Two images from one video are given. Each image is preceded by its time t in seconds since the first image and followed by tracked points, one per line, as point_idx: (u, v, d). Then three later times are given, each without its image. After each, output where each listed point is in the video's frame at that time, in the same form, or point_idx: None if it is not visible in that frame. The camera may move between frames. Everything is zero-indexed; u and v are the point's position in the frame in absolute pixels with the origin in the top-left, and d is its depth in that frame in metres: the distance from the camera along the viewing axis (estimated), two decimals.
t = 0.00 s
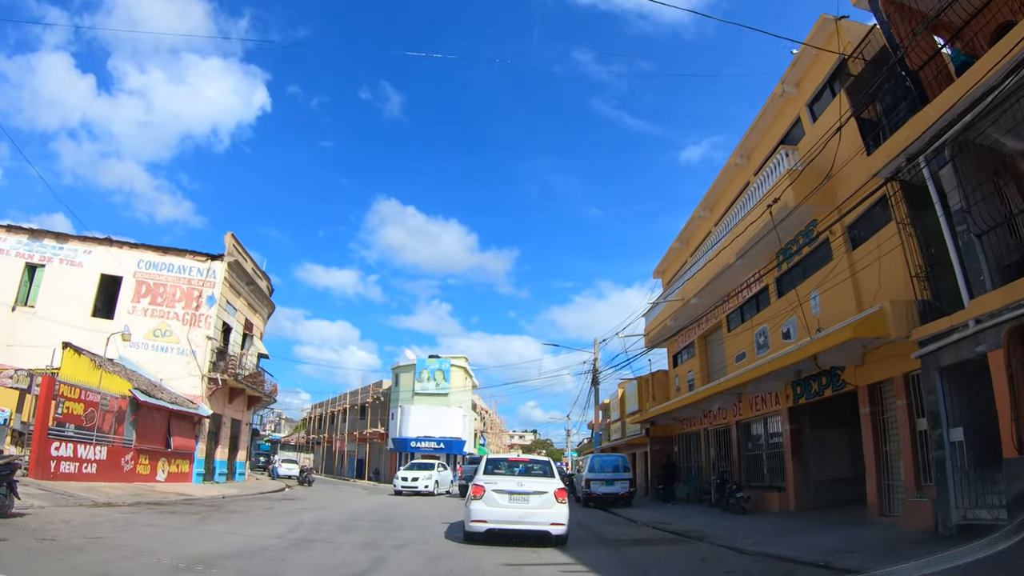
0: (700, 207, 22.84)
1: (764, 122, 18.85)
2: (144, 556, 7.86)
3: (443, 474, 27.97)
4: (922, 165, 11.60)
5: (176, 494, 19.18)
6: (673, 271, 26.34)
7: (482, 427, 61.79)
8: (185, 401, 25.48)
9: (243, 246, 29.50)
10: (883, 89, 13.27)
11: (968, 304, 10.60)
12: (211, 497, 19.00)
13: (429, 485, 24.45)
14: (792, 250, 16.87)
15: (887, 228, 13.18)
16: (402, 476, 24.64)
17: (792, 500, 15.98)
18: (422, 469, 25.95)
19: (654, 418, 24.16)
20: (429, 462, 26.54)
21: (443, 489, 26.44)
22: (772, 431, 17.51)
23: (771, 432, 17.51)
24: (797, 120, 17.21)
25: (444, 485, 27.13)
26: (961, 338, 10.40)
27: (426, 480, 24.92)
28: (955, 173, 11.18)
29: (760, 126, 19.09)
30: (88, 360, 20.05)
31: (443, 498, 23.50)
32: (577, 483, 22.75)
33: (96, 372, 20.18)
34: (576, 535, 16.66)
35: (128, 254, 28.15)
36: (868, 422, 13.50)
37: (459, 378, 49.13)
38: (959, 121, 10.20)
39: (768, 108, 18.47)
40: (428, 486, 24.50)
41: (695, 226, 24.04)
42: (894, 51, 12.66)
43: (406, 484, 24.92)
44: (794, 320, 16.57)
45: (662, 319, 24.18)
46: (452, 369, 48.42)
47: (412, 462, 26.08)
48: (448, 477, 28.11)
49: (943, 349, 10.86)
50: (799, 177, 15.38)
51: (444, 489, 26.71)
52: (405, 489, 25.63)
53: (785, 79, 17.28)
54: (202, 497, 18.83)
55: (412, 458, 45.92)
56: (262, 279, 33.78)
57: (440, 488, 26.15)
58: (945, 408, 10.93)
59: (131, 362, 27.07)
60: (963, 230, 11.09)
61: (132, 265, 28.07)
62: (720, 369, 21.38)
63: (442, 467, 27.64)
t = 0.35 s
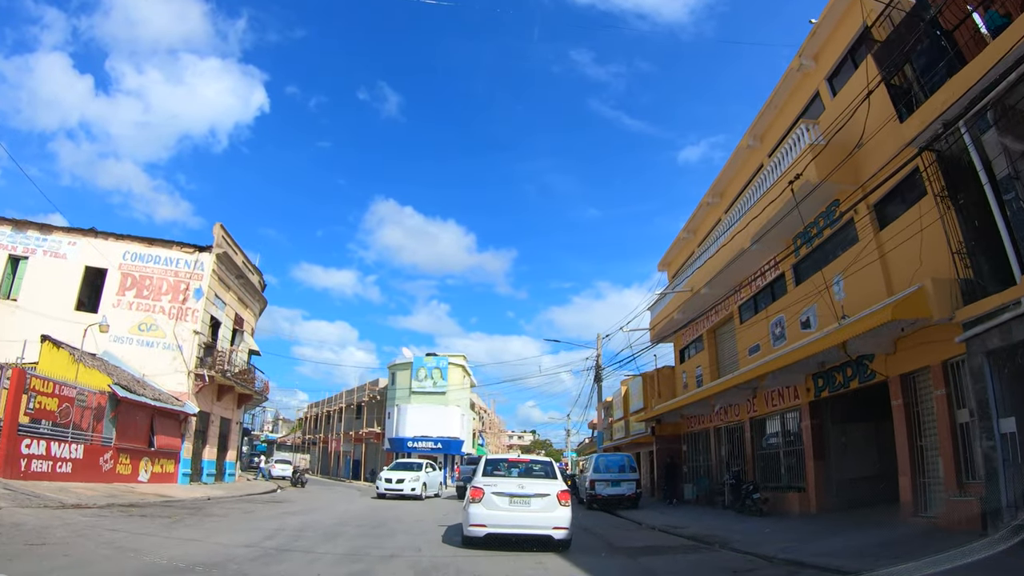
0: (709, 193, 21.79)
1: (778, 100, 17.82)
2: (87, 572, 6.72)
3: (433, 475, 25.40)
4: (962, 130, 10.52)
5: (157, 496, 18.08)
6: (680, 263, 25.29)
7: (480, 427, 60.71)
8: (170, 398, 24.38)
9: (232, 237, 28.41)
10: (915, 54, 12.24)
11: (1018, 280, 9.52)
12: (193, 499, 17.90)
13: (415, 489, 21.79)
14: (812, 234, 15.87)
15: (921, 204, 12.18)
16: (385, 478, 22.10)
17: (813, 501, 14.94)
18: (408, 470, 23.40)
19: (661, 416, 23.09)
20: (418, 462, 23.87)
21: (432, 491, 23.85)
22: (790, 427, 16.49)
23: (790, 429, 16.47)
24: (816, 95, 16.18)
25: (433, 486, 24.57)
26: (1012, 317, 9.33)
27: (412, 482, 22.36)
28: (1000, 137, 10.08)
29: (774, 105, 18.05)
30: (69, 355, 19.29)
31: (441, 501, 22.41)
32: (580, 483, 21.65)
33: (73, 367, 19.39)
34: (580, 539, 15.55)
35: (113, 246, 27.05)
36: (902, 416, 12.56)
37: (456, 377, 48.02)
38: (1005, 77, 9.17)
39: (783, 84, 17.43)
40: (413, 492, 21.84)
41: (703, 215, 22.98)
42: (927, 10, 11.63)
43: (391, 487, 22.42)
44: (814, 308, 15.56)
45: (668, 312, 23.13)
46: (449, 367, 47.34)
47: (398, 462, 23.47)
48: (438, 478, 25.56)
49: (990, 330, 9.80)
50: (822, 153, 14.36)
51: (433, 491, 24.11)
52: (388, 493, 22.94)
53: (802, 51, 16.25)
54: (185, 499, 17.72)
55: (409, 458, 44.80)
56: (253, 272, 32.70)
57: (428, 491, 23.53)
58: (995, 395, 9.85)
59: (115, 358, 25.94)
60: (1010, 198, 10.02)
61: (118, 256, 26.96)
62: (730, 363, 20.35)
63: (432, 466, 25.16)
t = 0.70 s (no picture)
0: (718, 180, 20.87)
1: (794, 78, 16.90)
2: None
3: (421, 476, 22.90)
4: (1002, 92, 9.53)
5: (138, 497, 17.08)
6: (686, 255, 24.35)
7: (479, 427, 59.75)
8: (157, 395, 23.41)
9: (222, 229, 27.45)
10: (948, 14, 11.33)
11: None
12: (175, 501, 16.90)
13: (400, 492, 19.23)
14: (833, 217, 14.98)
15: (957, 178, 11.29)
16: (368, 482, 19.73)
17: (836, 502, 14.03)
18: (393, 471, 20.98)
19: (667, 414, 22.15)
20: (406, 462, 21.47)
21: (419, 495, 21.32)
22: (810, 423, 15.56)
23: (808, 426, 15.58)
24: (835, 70, 15.27)
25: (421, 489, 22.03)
26: None
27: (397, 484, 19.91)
28: None
29: (789, 83, 17.14)
30: (50, 350, 18.22)
31: (438, 503, 21.43)
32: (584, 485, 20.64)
33: (59, 363, 18.55)
34: (586, 543, 14.54)
35: (99, 237, 26.07)
36: (936, 409, 11.68)
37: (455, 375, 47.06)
38: None
39: (800, 60, 16.52)
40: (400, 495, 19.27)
41: (711, 202, 22.01)
42: None
43: (372, 489, 19.94)
44: (836, 296, 14.68)
45: (675, 305, 22.20)
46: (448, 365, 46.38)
47: (383, 460, 21.07)
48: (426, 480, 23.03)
49: None
50: (845, 128, 13.46)
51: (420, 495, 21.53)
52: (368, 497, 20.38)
53: (821, 24, 15.35)
54: (166, 501, 16.74)
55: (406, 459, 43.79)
56: (245, 266, 31.73)
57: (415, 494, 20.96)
58: None
59: (100, 353, 24.93)
60: None
61: (104, 248, 25.98)
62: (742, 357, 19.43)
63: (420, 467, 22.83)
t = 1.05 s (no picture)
0: (727, 167, 20.01)
1: (809, 56, 16.09)
2: None
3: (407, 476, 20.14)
4: None
5: (118, 498, 16.21)
6: (693, 247, 23.49)
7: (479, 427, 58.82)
8: (144, 392, 22.55)
9: (213, 221, 26.60)
10: None
11: None
12: (158, 502, 16.01)
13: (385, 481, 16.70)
14: (854, 200, 14.19)
15: (993, 150, 10.48)
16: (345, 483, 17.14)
17: (859, 503, 13.23)
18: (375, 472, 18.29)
19: (674, 412, 21.32)
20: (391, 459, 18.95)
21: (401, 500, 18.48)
22: (828, 420, 14.77)
23: (827, 422, 14.78)
24: (853, 45, 14.46)
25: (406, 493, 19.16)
26: None
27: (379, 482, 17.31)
28: None
29: (804, 62, 16.32)
30: (30, 342, 17.07)
31: (436, 505, 20.58)
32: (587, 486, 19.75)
33: (36, 352, 17.23)
34: (591, 548, 13.67)
35: (87, 230, 25.21)
36: (970, 400, 10.85)
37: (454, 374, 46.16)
38: None
39: (815, 37, 15.71)
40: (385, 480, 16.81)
41: (719, 191, 21.18)
42: None
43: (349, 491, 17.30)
44: (859, 283, 13.88)
45: (682, 298, 21.36)
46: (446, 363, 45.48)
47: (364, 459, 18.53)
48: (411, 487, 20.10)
49: None
50: (869, 102, 12.65)
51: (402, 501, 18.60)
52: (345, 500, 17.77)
53: None
54: (150, 502, 15.89)
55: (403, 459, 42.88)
56: (238, 260, 30.84)
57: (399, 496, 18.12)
58: None
59: (87, 349, 24.08)
60: None
61: (91, 241, 25.11)
62: (753, 352, 18.61)
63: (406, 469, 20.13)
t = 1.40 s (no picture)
0: (737, 154, 19.24)
1: (824, 36, 15.33)
2: None
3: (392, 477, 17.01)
4: None
5: (99, 498, 15.42)
6: (700, 240, 22.71)
7: (479, 427, 58.04)
8: (132, 389, 21.76)
9: (205, 212, 25.81)
10: None
11: None
12: (142, 503, 15.21)
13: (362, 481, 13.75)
14: (876, 183, 13.44)
15: None
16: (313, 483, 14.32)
17: (882, 505, 12.50)
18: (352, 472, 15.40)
19: (681, 410, 20.55)
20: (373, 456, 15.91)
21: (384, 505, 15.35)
22: (849, 416, 14.02)
23: (849, 419, 14.02)
24: (873, 20, 13.70)
25: (389, 498, 16.03)
26: None
27: (356, 484, 14.31)
28: None
29: (819, 41, 15.55)
30: (12, 335, 16.23)
31: (433, 507, 19.81)
32: (592, 487, 18.92)
33: (19, 346, 16.50)
34: (597, 552, 12.88)
35: (75, 221, 24.43)
36: (1007, 391, 10.07)
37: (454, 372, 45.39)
38: None
39: (830, 15, 14.95)
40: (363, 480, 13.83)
41: (728, 180, 20.42)
42: None
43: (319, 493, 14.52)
44: (883, 270, 13.13)
45: (689, 292, 20.60)
46: (446, 361, 44.68)
47: (339, 457, 15.48)
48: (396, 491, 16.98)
49: None
50: (892, 77, 11.91)
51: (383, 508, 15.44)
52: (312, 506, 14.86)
53: None
54: (133, 504, 15.08)
55: (402, 459, 42.07)
56: (232, 254, 30.04)
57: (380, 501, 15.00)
58: None
59: (74, 344, 23.30)
60: None
61: (79, 233, 24.33)
62: (765, 346, 17.86)
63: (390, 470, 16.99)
